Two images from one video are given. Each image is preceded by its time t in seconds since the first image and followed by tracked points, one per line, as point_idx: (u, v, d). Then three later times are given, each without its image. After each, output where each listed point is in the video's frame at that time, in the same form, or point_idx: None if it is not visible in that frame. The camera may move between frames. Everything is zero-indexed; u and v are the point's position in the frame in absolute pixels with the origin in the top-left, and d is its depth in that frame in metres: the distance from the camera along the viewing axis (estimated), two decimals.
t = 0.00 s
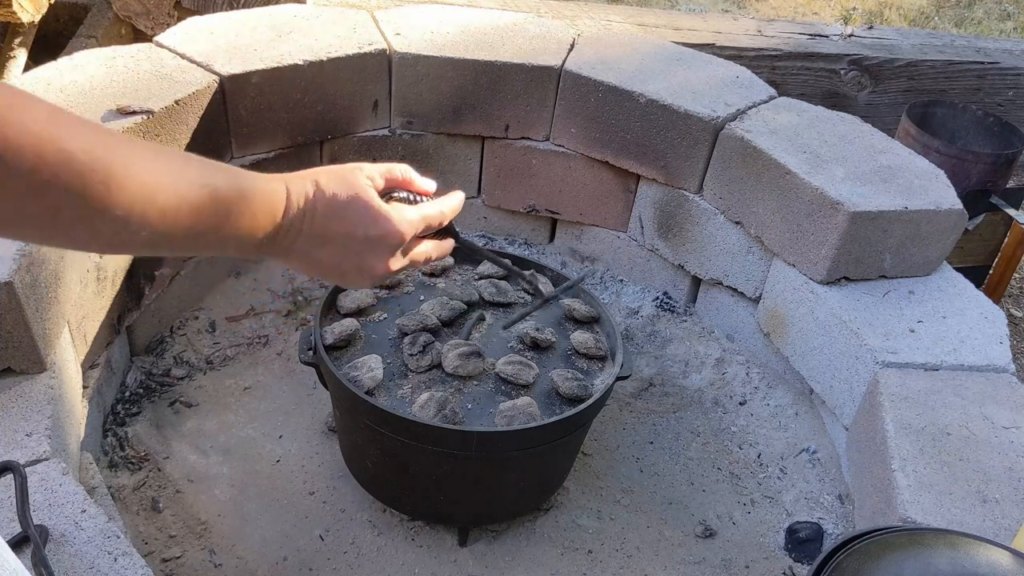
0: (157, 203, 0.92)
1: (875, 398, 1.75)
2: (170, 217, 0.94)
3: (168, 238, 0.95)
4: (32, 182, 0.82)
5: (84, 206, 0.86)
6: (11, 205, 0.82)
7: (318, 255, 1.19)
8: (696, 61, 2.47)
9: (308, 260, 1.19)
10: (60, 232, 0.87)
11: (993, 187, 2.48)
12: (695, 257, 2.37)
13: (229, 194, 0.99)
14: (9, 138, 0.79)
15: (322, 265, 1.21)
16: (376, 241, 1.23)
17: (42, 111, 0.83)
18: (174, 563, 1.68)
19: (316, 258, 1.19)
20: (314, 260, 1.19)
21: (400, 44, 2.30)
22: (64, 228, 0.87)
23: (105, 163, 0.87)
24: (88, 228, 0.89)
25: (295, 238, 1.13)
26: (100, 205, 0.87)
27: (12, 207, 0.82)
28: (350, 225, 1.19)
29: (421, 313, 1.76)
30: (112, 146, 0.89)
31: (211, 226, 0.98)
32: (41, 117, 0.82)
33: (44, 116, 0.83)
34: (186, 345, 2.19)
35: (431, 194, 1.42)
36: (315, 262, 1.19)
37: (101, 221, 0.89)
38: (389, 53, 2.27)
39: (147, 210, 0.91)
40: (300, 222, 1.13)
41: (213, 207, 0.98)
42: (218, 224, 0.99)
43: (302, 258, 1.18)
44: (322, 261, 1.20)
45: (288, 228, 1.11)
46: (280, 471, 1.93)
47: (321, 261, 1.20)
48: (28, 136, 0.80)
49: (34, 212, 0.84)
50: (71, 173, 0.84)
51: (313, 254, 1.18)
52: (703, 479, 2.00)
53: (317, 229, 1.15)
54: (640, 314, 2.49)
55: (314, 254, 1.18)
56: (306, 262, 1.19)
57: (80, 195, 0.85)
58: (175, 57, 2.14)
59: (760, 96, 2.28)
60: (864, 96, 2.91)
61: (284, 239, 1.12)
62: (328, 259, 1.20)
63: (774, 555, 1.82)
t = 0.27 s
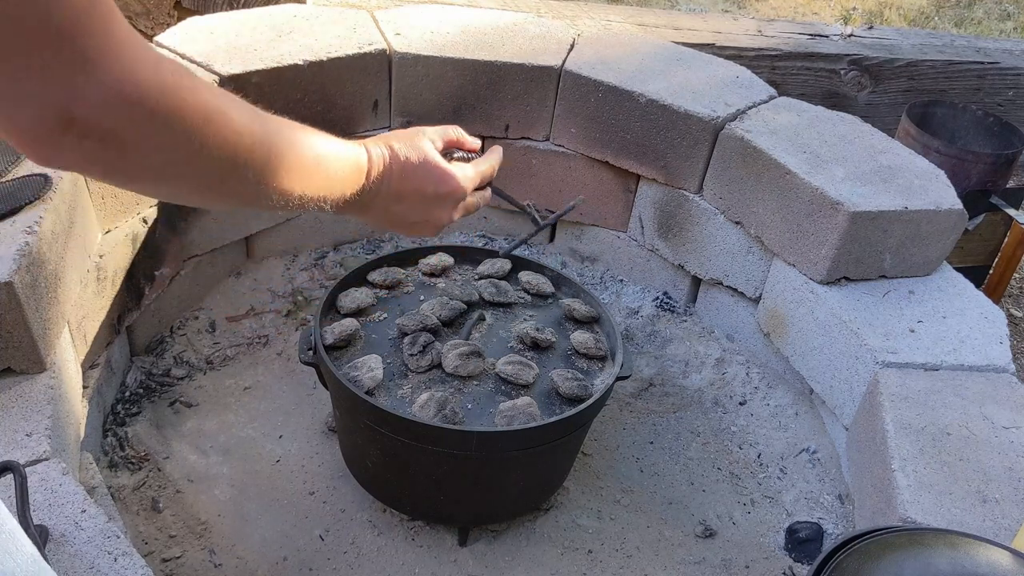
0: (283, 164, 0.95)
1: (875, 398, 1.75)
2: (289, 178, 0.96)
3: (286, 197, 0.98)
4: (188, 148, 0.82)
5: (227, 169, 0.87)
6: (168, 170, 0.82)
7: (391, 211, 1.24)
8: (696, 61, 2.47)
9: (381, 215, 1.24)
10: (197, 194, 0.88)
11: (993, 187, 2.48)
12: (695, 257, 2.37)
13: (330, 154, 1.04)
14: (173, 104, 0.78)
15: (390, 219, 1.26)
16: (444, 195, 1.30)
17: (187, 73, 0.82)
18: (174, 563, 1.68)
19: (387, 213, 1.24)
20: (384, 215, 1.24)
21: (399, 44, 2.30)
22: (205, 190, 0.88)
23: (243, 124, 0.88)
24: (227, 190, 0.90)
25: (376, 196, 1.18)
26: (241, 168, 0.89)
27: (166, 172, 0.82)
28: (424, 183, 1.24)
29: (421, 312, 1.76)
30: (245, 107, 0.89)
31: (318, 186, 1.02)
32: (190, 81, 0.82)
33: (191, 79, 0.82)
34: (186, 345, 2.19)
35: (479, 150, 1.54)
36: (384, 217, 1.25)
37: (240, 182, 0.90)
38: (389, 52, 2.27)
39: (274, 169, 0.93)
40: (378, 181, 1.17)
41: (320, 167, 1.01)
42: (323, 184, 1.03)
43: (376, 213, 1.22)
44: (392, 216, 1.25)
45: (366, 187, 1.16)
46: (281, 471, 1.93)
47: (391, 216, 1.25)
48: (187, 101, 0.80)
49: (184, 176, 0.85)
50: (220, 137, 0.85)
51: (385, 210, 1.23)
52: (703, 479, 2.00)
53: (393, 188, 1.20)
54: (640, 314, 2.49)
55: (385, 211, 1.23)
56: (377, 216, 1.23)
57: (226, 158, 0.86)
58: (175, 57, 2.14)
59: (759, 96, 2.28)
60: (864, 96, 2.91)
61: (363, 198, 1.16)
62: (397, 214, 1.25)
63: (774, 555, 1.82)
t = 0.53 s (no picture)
0: (297, 158, 0.96)
1: (875, 398, 1.75)
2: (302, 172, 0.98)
3: (298, 190, 1.00)
4: (211, 133, 0.84)
5: (247, 158, 0.89)
6: (191, 154, 0.84)
7: (393, 216, 1.24)
8: (696, 61, 2.47)
9: (382, 222, 1.24)
10: (214, 180, 0.90)
11: (993, 187, 2.48)
12: (695, 257, 2.37)
13: (340, 153, 1.05)
14: (201, 91, 0.80)
15: (392, 227, 1.26)
16: (446, 205, 1.30)
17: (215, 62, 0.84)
18: (174, 563, 1.68)
19: (389, 220, 1.24)
20: (386, 222, 1.24)
21: (399, 44, 2.30)
22: (224, 176, 0.90)
23: (264, 115, 0.89)
24: (245, 180, 0.91)
25: (384, 202, 1.19)
26: (260, 157, 0.90)
27: (187, 159, 0.84)
28: (428, 193, 1.25)
29: (421, 312, 1.76)
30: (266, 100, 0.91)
31: (326, 183, 1.04)
32: (218, 70, 0.84)
33: (219, 68, 0.84)
34: (186, 345, 2.19)
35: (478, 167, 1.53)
36: (386, 224, 1.25)
37: (257, 173, 0.91)
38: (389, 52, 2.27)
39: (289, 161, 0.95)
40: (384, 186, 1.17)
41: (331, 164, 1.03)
42: (332, 181, 1.05)
43: (378, 218, 1.22)
44: (394, 224, 1.25)
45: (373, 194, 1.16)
46: (281, 471, 1.93)
47: (392, 224, 1.25)
48: (214, 89, 0.82)
49: (205, 162, 0.86)
50: (243, 126, 0.86)
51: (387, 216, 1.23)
52: (703, 479, 2.00)
53: (398, 195, 1.20)
54: (640, 314, 2.49)
55: (385, 219, 1.23)
56: (378, 223, 1.23)
57: (246, 147, 0.88)
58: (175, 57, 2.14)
59: (759, 96, 2.28)
60: (864, 96, 2.91)
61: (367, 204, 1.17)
62: (399, 223, 1.26)
63: (774, 555, 1.81)
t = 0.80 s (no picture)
0: (298, 179, 0.92)
1: (875, 398, 1.75)
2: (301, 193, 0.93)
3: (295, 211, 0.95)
4: (203, 152, 0.79)
5: (241, 177, 0.84)
6: (180, 175, 0.80)
7: (397, 236, 1.20)
8: (696, 61, 2.47)
9: (386, 242, 1.20)
10: (209, 204, 0.86)
11: (993, 187, 2.48)
12: (695, 257, 2.37)
13: (343, 173, 1.02)
14: (195, 106, 0.76)
15: (396, 248, 1.22)
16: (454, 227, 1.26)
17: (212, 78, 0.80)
18: (174, 563, 1.68)
19: (393, 240, 1.20)
20: (389, 242, 1.20)
21: (399, 44, 2.30)
22: (218, 196, 0.85)
23: (262, 134, 0.85)
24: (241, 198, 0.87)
25: (385, 221, 1.15)
26: (256, 177, 0.86)
27: (182, 180, 0.80)
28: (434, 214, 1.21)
29: (421, 312, 1.76)
30: (266, 118, 0.87)
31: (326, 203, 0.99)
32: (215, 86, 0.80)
33: (216, 85, 0.80)
34: (186, 345, 2.19)
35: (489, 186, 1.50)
36: (390, 245, 1.21)
37: (255, 195, 0.87)
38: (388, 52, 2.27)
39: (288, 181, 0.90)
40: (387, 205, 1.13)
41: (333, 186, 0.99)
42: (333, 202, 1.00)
43: (381, 238, 1.18)
44: (397, 244, 1.21)
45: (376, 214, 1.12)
46: (281, 471, 1.93)
47: (396, 244, 1.21)
48: (210, 105, 0.78)
49: (198, 182, 0.82)
50: (238, 143, 0.82)
51: (391, 236, 1.19)
52: (703, 479, 2.00)
53: (402, 215, 1.17)
54: (640, 314, 2.49)
55: (389, 239, 1.20)
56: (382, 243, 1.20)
57: (240, 166, 0.84)
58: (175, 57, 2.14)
59: (760, 96, 2.28)
60: (864, 96, 2.91)
61: (370, 224, 1.13)
62: (403, 243, 1.22)
63: (774, 555, 1.82)
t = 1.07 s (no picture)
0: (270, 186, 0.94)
1: (875, 398, 1.75)
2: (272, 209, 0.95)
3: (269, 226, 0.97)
4: (155, 173, 0.82)
5: (200, 197, 0.87)
6: (142, 193, 0.82)
7: (389, 235, 1.21)
8: (696, 61, 2.47)
9: (379, 241, 1.21)
10: (181, 221, 0.89)
11: (993, 187, 2.48)
12: (695, 257, 2.37)
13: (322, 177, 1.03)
14: (139, 132, 0.79)
15: (390, 246, 1.24)
16: (444, 219, 1.28)
17: (162, 101, 0.83)
18: (174, 563, 1.68)
19: (387, 237, 1.22)
20: (384, 239, 1.22)
21: (399, 44, 2.30)
22: (179, 216, 0.88)
23: (218, 153, 0.87)
24: (203, 217, 0.89)
25: (374, 223, 1.17)
26: (216, 196, 0.88)
27: (145, 198, 0.83)
28: (424, 209, 1.22)
29: (421, 312, 1.76)
30: (223, 135, 0.89)
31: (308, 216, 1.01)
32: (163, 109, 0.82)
33: (166, 108, 0.82)
34: (186, 345, 2.19)
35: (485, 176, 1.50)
36: (383, 243, 1.22)
37: (221, 206, 0.89)
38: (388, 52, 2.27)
39: (255, 198, 0.92)
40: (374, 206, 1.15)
41: (312, 197, 1.00)
42: (315, 210, 1.02)
43: (374, 239, 1.20)
44: (391, 241, 1.23)
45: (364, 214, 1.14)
46: (281, 471, 1.93)
47: (391, 241, 1.23)
48: (156, 129, 0.80)
49: (153, 204, 0.85)
50: (192, 164, 0.84)
51: (384, 234, 1.21)
52: (703, 479, 2.00)
53: (392, 212, 1.18)
54: (640, 314, 2.49)
55: (383, 237, 1.21)
56: (376, 242, 1.21)
57: (198, 186, 0.86)
58: (175, 57, 2.14)
59: (760, 96, 2.28)
60: (865, 96, 2.91)
61: (359, 224, 1.15)
62: (397, 240, 1.23)
63: (774, 555, 1.81)
